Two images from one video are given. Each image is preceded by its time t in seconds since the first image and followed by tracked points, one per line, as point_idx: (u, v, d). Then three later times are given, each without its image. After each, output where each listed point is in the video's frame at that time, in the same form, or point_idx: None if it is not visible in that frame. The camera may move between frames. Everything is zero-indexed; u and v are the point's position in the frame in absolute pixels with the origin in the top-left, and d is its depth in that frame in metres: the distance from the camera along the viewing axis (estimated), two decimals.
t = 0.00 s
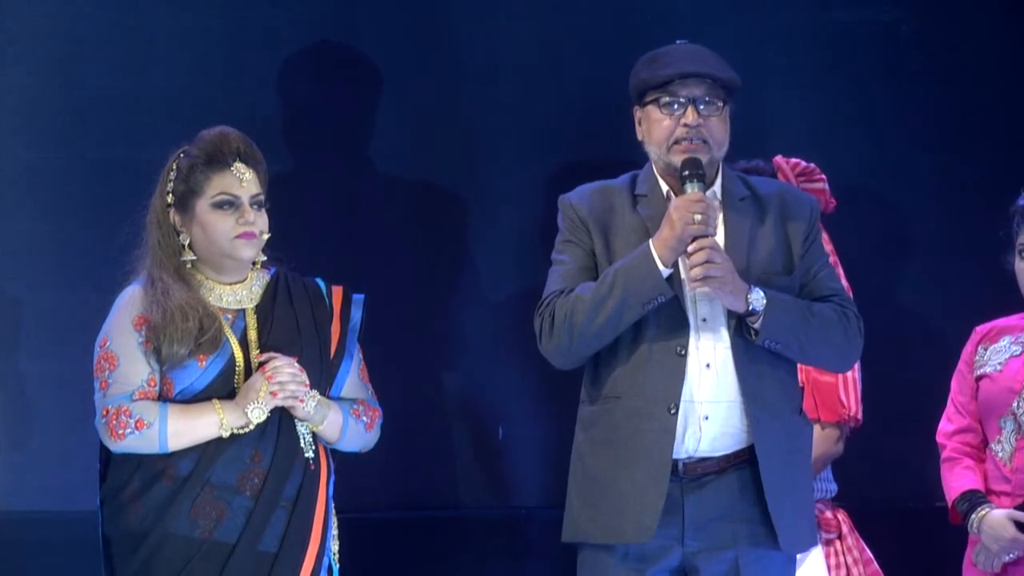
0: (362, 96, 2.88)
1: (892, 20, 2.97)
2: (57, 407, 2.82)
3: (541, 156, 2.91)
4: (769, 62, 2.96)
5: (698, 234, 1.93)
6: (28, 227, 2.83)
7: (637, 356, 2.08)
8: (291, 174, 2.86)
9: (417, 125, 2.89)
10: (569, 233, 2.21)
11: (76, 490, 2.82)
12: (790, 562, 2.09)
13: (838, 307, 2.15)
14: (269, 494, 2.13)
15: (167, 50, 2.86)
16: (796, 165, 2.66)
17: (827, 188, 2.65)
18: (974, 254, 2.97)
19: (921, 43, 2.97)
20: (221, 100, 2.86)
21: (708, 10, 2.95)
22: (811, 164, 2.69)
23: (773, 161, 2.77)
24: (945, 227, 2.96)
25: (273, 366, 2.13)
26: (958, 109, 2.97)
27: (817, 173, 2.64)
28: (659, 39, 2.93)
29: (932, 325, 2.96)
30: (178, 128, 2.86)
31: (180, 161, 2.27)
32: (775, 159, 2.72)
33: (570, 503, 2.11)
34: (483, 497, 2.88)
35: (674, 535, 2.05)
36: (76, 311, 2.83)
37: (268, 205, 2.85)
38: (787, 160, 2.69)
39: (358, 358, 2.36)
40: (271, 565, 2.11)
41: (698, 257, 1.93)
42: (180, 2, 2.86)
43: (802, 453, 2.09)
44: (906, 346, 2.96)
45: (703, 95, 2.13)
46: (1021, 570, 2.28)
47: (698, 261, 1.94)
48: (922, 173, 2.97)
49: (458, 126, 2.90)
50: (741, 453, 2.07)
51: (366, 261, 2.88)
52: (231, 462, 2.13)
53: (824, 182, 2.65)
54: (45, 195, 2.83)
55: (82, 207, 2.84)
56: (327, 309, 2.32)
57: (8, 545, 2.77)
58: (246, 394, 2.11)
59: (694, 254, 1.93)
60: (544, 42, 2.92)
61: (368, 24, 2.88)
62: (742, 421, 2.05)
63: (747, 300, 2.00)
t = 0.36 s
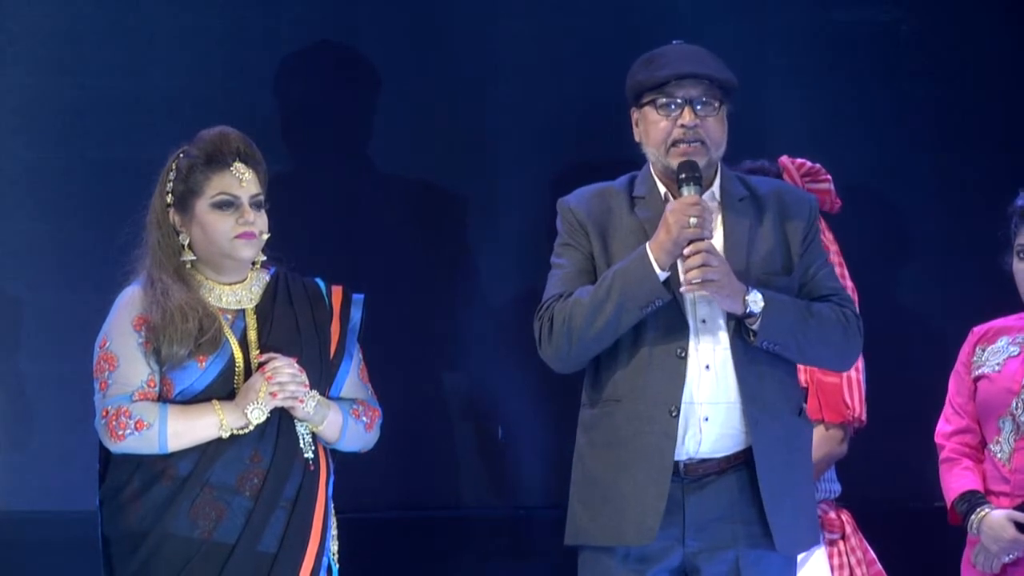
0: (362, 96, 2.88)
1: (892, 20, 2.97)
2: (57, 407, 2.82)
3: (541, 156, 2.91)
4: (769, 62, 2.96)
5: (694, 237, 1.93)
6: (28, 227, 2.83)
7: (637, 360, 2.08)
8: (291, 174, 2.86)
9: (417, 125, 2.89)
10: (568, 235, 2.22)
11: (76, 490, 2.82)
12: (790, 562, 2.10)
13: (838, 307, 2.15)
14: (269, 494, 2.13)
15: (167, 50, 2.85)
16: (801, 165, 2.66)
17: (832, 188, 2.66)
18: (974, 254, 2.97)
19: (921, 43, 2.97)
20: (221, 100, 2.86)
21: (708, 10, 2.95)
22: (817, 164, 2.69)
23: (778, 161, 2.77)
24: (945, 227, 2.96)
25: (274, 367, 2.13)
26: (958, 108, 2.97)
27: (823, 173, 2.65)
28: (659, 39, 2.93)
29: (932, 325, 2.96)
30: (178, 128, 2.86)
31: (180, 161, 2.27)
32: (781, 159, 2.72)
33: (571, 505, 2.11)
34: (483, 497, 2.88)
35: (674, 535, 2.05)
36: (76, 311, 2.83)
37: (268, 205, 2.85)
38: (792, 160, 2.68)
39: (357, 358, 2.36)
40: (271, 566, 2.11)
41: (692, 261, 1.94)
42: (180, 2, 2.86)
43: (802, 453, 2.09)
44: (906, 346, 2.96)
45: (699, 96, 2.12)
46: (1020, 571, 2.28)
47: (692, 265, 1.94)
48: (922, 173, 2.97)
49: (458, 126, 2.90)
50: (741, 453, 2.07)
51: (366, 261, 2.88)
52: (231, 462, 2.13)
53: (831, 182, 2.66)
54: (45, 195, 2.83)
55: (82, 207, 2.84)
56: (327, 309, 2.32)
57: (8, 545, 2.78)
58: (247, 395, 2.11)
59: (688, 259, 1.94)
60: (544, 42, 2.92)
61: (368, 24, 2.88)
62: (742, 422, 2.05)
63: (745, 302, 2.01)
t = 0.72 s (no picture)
0: (362, 96, 2.88)
1: (892, 20, 2.96)
2: (57, 407, 2.82)
3: (541, 156, 2.91)
4: (770, 61, 2.95)
5: (684, 239, 1.91)
6: (28, 227, 2.83)
7: (634, 359, 2.08)
8: (291, 174, 2.86)
9: (417, 125, 2.89)
10: (567, 235, 2.22)
11: (76, 490, 2.82)
12: (790, 562, 2.09)
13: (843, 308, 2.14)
14: (268, 494, 2.13)
15: (167, 51, 2.86)
16: (806, 166, 2.65)
17: (837, 189, 2.65)
18: (974, 253, 2.96)
19: (921, 43, 2.97)
20: (221, 100, 2.86)
21: (708, 10, 2.95)
22: (821, 165, 2.69)
23: (783, 161, 2.76)
24: (945, 227, 2.96)
25: (272, 367, 2.13)
26: (959, 108, 2.97)
27: (827, 173, 2.64)
28: (659, 39, 2.93)
29: (932, 325, 2.96)
30: (178, 128, 2.86)
31: (180, 161, 2.27)
32: (785, 159, 2.71)
33: (570, 505, 2.11)
34: (483, 497, 2.88)
35: (672, 535, 2.05)
36: (76, 311, 2.84)
37: (268, 205, 2.85)
38: (797, 160, 2.68)
39: (357, 358, 2.36)
40: (270, 565, 2.12)
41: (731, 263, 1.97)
42: (180, 2, 2.86)
43: (801, 454, 2.08)
44: (906, 346, 2.95)
45: (698, 98, 2.12)
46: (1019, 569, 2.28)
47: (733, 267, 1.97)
48: (923, 173, 2.96)
49: (457, 126, 2.90)
50: (740, 453, 2.07)
51: (365, 261, 2.88)
52: (230, 462, 2.13)
53: (835, 183, 2.65)
54: (45, 195, 2.83)
55: (82, 207, 2.84)
56: (326, 308, 2.32)
57: (8, 545, 2.79)
58: (246, 395, 2.11)
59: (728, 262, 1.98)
60: (543, 42, 2.92)
61: (368, 24, 2.88)
62: (740, 423, 2.05)
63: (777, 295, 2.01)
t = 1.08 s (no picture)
0: (361, 96, 2.88)
1: (892, 20, 2.96)
2: (57, 407, 2.82)
3: (541, 156, 2.91)
4: (769, 62, 2.96)
5: (677, 237, 1.92)
6: (29, 228, 2.83)
7: (630, 357, 2.08)
8: (291, 175, 2.87)
9: (417, 125, 2.89)
10: (567, 234, 2.22)
11: (76, 491, 2.82)
12: (788, 563, 2.09)
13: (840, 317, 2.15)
14: (268, 494, 2.13)
15: (167, 51, 2.86)
16: (812, 166, 2.65)
17: (842, 191, 2.66)
18: (976, 253, 2.96)
19: (921, 43, 2.97)
20: (221, 100, 2.86)
21: (709, 10, 2.95)
22: (826, 166, 2.70)
23: (788, 162, 2.76)
24: (945, 227, 2.96)
25: (272, 366, 2.13)
26: (960, 107, 2.97)
27: (833, 175, 2.65)
28: (659, 39, 2.93)
29: (932, 325, 2.95)
30: (178, 129, 2.86)
31: (179, 161, 2.27)
32: (790, 159, 2.71)
33: (567, 505, 2.10)
34: (483, 497, 2.87)
35: (670, 535, 2.04)
36: (76, 312, 2.83)
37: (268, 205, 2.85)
38: (803, 161, 2.68)
39: (358, 358, 2.35)
40: (270, 565, 2.11)
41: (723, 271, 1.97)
42: (181, 3, 2.86)
43: (800, 453, 2.08)
44: (907, 346, 2.95)
45: (698, 100, 2.12)
46: None
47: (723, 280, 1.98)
48: (923, 172, 2.96)
49: (457, 126, 2.90)
50: (738, 452, 2.06)
51: (365, 261, 2.88)
52: (230, 461, 2.13)
53: (841, 185, 2.66)
54: (45, 195, 2.84)
55: (81, 208, 2.84)
56: (326, 308, 2.32)
57: (8, 545, 2.79)
58: (246, 394, 2.11)
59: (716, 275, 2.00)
60: (543, 43, 2.92)
61: (368, 24, 2.88)
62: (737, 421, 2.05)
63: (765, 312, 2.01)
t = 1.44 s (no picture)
0: (361, 96, 2.88)
1: (892, 20, 2.96)
2: (57, 407, 2.82)
3: (540, 156, 2.91)
4: (769, 62, 2.96)
5: (670, 233, 1.90)
6: (29, 228, 2.83)
7: (626, 355, 2.08)
8: (291, 175, 2.87)
9: (416, 125, 2.89)
10: (568, 233, 2.23)
11: (76, 491, 2.82)
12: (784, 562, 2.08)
13: (839, 319, 2.14)
14: (268, 494, 2.13)
15: (168, 51, 2.86)
16: (815, 166, 2.66)
17: (844, 191, 2.65)
18: (976, 252, 2.96)
19: (921, 43, 2.97)
20: (221, 100, 2.86)
21: (709, 9, 2.95)
22: (830, 166, 2.69)
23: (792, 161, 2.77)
24: (944, 227, 2.96)
25: (273, 366, 2.13)
26: (960, 107, 2.97)
27: (835, 175, 2.64)
28: (659, 39, 2.93)
29: (932, 325, 2.95)
30: (178, 129, 2.86)
31: (179, 161, 2.27)
32: (796, 160, 2.73)
33: (564, 504, 2.10)
34: (483, 497, 2.87)
35: (667, 534, 2.05)
36: (76, 312, 2.83)
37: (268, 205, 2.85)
38: (806, 162, 2.68)
39: (358, 358, 2.35)
40: (270, 565, 2.12)
41: (706, 267, 1.97)
42: (181, 3, 2.86)
43: (796, 453, 2.07)
44: (906, 346, 2.95)
45: (698, 100, 2.12)
46: None
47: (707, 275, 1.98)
48: (923, 172, 2.96)
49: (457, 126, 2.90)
50: (734, 451, 2.06)
51: (365, 261, 2.88)
52: (231, 461, 2.13)
53: (843, 185, 2.65)
54: (45, 195, 2.84)
55: (81, 208, 2.84)
56: (326, 308, 2.32)
57: (8, 545, 2.79)
58: (246, 394, 2.11)
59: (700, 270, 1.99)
60: (543, 43, 2.92)
61: (368, 24, 2.88)
62: (730, 419, 2.04)
63: (752, 308, 2.00)
